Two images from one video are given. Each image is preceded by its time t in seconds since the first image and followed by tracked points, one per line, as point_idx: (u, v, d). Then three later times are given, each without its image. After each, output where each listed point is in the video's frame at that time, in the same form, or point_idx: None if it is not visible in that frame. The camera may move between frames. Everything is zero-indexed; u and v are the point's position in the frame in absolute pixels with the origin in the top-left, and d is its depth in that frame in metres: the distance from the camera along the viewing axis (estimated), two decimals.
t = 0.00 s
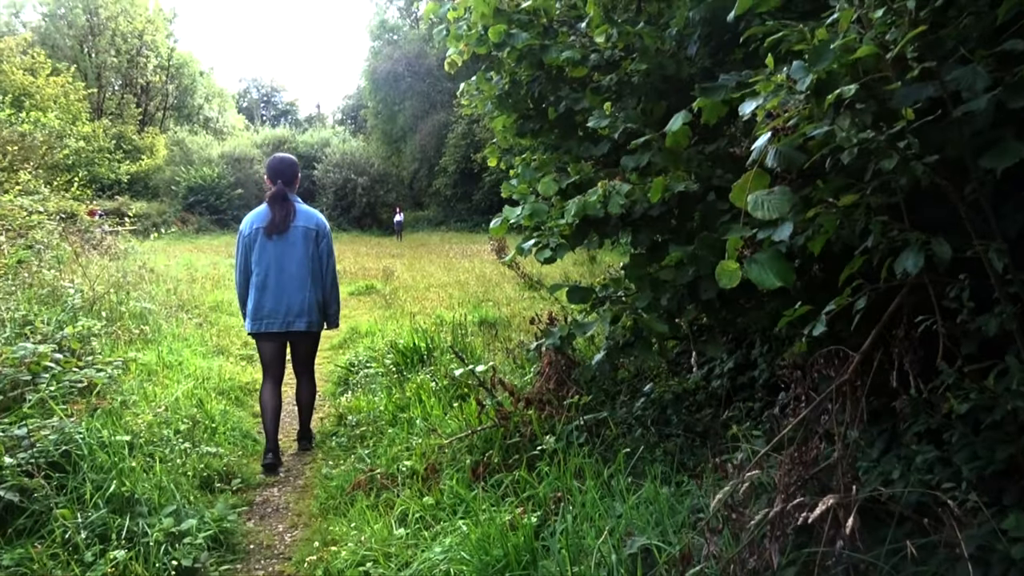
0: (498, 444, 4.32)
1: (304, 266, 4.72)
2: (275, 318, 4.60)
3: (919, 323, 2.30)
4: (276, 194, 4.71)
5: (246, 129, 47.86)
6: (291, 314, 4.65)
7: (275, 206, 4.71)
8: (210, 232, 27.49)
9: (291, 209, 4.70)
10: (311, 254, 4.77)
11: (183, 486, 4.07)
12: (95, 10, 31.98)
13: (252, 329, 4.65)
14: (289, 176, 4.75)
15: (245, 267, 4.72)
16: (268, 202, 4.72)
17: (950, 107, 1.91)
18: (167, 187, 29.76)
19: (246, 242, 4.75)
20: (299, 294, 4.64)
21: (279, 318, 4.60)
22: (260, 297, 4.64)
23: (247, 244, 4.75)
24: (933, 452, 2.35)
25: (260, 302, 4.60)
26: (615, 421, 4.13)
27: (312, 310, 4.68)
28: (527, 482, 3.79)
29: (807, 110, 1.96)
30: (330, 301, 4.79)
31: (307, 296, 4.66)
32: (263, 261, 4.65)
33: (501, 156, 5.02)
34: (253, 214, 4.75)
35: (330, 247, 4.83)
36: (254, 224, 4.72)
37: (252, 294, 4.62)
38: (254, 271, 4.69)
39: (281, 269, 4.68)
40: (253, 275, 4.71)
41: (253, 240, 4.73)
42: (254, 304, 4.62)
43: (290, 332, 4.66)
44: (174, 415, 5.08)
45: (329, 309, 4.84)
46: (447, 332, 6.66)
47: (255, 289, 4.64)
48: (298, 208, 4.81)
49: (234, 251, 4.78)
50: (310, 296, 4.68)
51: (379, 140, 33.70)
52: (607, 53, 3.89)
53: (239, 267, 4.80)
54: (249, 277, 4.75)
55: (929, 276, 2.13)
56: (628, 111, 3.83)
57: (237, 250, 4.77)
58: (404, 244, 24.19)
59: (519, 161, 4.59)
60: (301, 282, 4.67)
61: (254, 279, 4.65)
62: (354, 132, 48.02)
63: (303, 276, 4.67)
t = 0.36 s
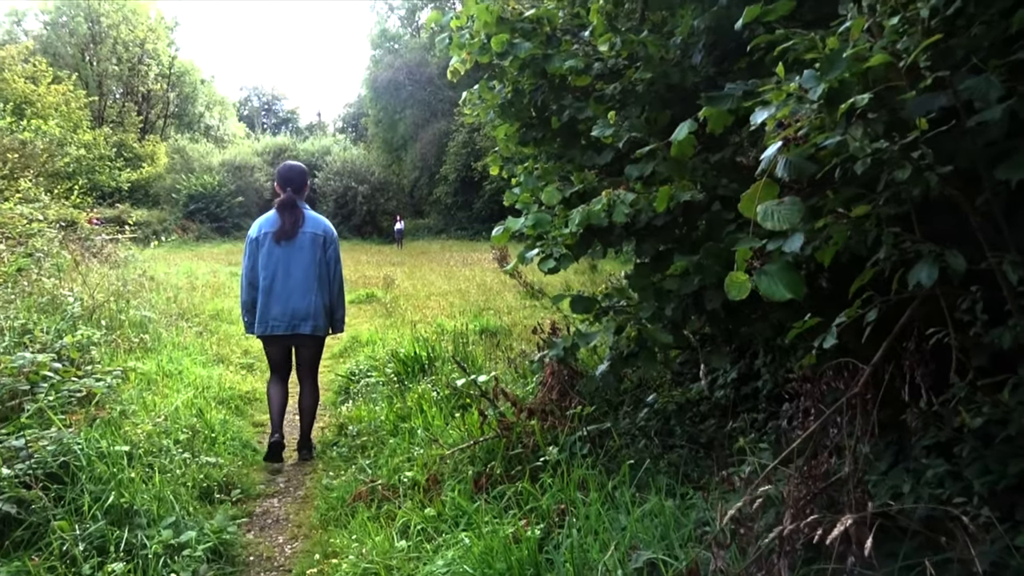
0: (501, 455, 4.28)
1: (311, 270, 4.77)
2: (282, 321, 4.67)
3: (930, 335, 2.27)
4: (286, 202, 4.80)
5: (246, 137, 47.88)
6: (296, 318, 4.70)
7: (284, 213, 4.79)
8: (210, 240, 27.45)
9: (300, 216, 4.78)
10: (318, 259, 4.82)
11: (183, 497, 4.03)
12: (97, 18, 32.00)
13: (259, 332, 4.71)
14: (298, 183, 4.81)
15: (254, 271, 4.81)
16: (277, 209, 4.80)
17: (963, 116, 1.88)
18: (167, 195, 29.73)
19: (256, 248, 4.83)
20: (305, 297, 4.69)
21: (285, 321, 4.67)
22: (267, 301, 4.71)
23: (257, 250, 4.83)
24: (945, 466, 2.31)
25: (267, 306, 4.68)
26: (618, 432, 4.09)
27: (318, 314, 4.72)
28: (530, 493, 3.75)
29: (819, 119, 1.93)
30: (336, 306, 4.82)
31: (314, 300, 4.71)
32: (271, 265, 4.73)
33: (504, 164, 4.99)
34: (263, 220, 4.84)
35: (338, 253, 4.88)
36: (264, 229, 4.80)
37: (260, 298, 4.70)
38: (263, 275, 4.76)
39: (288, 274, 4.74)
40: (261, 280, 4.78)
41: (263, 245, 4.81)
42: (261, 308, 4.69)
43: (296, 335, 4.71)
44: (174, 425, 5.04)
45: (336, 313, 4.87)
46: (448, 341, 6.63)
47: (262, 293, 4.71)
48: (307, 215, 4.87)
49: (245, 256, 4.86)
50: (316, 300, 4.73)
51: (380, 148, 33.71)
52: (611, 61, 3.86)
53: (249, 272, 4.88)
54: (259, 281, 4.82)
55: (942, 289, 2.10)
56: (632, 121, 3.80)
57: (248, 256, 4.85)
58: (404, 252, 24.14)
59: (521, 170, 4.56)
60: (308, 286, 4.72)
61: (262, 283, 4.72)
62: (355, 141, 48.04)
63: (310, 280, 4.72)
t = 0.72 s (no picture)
0: (503, 463, 4.26)
1: (317, 275, 4.76)
2: (287, 324, 4.65)
3: (941, 345, 2.25)
4: (292, 207, 4.79)
5: (246, 143, 47.89)
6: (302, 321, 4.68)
7: (290, 218, 4.78)
8: (210, 245, 27.42)
9: (306, 221, 4.77)
10: (323, 264, 4.81)
11: (184, 505, 4.00)
12: (98, 24, 32.01)
13: (265, 335, 4.69)
14: (303, 190, 4.81)
15: (260, 275, 4.80)
16: (283, 214, 4.79)
17: (976, 124, 1.87)
18: (168, 200, 29.72)
19: (261, 252, 4.81)
20: (310, 301, 4.68)
21: (290, 324, 4.65)
22: (273, 304, 4.69)
23: (263, 254, 4.82)
24: (954, 476, 2.29)
25: (273, 308, 4.66)
26: (621, 440, 4.07)
27: (323, 317, 4.71)
28: (534, 502, 3.73)
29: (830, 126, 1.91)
30: (340, 310, 4.81)
31: (319, 304, 4.69)
32: (277, 268, 4.71)
33: (507, 171, 4.97)
34: (269, 225, 4.83)
35: (342, 259, 4.87)
36: (270, 234, 4.80)
37: (265, 301, 4.68)
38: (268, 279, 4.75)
39: (294, 277, 4.73)
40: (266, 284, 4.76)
41: (268, 249, 4.80)
42: (267, 311, 4.67)
43: (301, 338, 4.70)
44: (175, 432, 5.02)
45: (340, 318, 4.86)
46: (450, 348, 6.61)
47: (268, 296, 4.70)
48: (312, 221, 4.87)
49: (251, 260, 4.85)
50: (321, 304, 4.71)
51: (380, 154, 33.72)
52: (615, 68, 3.85)
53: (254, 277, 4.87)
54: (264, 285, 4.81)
55: (952, 297, 2.08)
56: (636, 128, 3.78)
57: (253, 260, 4.84)
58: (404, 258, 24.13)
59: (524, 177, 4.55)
60: (313, 290, 4.70)
61: (267, 286, 4.71)
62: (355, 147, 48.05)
63: (315, 284, 4.71)
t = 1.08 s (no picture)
0: (507, 469, 4.24)
1: (320, 280, 4.74)
2: (292, 329, 4.64)
3: (951, 351, 2.24)
4: (294, 215, 4.78)
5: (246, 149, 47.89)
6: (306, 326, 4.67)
7: (292, 225, 4.77)
8: (210, 251, 27.41)
9: (308, 228, 4.76)
10: (326, 270, 4.80)
11: (186, 511, 3.98)
12: (98, 31, 32.03)
13: (270, 341, 4.68)
14: (305, 197, 4.80)
15: (264, 282, 4.79)
16: (285, 221, 4.78)
17: (988, 127, 1.85)
18: (168, 206, 29.71)
19: (264, 260, 4.80)
20: (314, 306, 4.67)
21: (295, 329, 4.64)
22: (277, 310, 4.67)
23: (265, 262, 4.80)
24: (964, 482, 2.28)
25: (277, 314, 4.65)
26: (626, 446, 4.05)
27: (326, 322, 4.70)
28: (539, 508, 3.71)
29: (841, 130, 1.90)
30: (343, 315, 4.80)
31: (323, 308, 4.68)
32: (281, 275, 4.70)
33: (509, 176, 4.96)
34: (271, 233, 4.81)
35: (344, 265, 4.86)
36: (273, 241, 4.78)
37: (269, 307, 4.67)
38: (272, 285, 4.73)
39: (297, 283, 4.72)
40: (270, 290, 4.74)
41: (271, 257, 4.78)
42: (271, 317, 4.66)
43: (305, 343, 4.69)
44: (177, 438, 5.00)
45: (342, 323, 4.85)
46: (452, 353, 6.59)
47: (272, 302, 4.68)
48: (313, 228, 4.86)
49: (254, 268, 4.83)
50: (325, 309, 4.70)
51: (380, 160, 33.72)
52: (620, 73, 3.81)
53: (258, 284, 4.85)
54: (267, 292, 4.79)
55: (963, 302, 2.06)
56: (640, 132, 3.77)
57: (256, 268, 4.82)
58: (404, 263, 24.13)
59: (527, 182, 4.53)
60: (317, 295, 4.69)
61: (272, 293, 4.69)
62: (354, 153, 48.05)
63: (319, 289, 4.70)
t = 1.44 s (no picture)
0: (512, 473, 4.22)
1: (322, 283, 4.73)
2: (296, 332, 4.64)
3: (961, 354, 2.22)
4: (294, 219, 4.76)
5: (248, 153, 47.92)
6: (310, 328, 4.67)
7: (293, 229, 4.75)
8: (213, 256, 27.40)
9: (309, 231, 4.75)
10: (327, 273, 4.79)
11: (190, 516, 3.97)
12: (102, 36, 32.08)
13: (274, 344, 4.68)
14: (305, 202, 4.79)
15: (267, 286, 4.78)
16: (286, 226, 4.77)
17: (999, 128, 1.84)
18: (171, 211, 29.71)
19: (266, 265, 4.79)
20: (317, 308, 4.66)
21: (299, 331, 4.64)
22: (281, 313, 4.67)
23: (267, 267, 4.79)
24: (974, 486, 2.26)
25: (280, 317, 4.65)
26: (631, 450, 4.03)
27: (330, 323, 4.70)
28: (544, 512, 3.69)
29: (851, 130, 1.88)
30: (345, 316, 4.79)
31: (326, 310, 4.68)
32: (283, 279, 4.69)
33: (513, 180, 4.94)
34: (272, 237, 4.80)
35: (345, 267, 4.86)
36: (274, 246, 4.77)
37: (273, 311, 4.66)
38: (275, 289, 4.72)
39: (300, 287, 4.71)
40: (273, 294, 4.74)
41: (273, 261, 4.77)
42: (275, 320, 4.65)
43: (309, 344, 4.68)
44: (181, 443, 4.98)
45: (345, 324, 4.84)
46: (455, 358, 6.57)
47: (275, 306, 4.68)
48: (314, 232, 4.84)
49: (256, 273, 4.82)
50: (328, 311, 4.69)
51: (383, 164, 33.72)
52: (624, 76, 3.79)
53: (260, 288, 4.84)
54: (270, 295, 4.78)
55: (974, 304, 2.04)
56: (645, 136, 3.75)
57: (259, 272, 4.81)
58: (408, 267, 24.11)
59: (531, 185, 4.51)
60: (319, 297, 4.68)
61: (274, 297, 4.69)
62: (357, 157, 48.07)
63: (322, 291, 4.69)
